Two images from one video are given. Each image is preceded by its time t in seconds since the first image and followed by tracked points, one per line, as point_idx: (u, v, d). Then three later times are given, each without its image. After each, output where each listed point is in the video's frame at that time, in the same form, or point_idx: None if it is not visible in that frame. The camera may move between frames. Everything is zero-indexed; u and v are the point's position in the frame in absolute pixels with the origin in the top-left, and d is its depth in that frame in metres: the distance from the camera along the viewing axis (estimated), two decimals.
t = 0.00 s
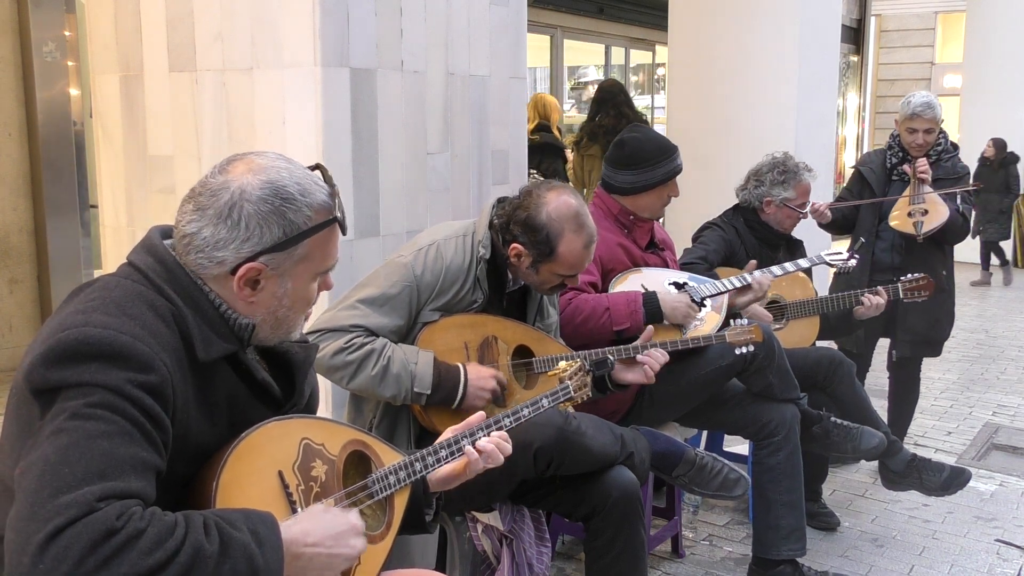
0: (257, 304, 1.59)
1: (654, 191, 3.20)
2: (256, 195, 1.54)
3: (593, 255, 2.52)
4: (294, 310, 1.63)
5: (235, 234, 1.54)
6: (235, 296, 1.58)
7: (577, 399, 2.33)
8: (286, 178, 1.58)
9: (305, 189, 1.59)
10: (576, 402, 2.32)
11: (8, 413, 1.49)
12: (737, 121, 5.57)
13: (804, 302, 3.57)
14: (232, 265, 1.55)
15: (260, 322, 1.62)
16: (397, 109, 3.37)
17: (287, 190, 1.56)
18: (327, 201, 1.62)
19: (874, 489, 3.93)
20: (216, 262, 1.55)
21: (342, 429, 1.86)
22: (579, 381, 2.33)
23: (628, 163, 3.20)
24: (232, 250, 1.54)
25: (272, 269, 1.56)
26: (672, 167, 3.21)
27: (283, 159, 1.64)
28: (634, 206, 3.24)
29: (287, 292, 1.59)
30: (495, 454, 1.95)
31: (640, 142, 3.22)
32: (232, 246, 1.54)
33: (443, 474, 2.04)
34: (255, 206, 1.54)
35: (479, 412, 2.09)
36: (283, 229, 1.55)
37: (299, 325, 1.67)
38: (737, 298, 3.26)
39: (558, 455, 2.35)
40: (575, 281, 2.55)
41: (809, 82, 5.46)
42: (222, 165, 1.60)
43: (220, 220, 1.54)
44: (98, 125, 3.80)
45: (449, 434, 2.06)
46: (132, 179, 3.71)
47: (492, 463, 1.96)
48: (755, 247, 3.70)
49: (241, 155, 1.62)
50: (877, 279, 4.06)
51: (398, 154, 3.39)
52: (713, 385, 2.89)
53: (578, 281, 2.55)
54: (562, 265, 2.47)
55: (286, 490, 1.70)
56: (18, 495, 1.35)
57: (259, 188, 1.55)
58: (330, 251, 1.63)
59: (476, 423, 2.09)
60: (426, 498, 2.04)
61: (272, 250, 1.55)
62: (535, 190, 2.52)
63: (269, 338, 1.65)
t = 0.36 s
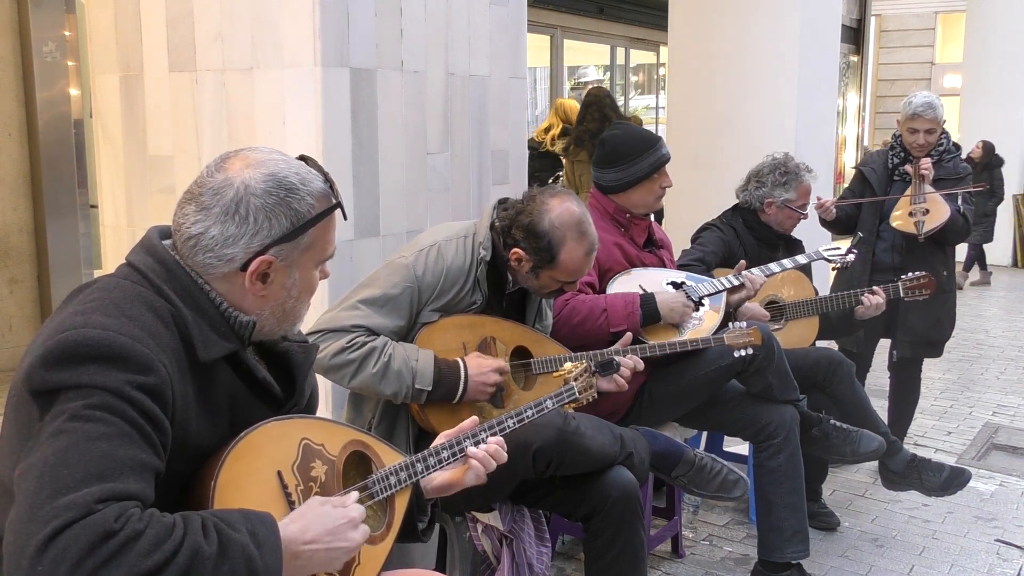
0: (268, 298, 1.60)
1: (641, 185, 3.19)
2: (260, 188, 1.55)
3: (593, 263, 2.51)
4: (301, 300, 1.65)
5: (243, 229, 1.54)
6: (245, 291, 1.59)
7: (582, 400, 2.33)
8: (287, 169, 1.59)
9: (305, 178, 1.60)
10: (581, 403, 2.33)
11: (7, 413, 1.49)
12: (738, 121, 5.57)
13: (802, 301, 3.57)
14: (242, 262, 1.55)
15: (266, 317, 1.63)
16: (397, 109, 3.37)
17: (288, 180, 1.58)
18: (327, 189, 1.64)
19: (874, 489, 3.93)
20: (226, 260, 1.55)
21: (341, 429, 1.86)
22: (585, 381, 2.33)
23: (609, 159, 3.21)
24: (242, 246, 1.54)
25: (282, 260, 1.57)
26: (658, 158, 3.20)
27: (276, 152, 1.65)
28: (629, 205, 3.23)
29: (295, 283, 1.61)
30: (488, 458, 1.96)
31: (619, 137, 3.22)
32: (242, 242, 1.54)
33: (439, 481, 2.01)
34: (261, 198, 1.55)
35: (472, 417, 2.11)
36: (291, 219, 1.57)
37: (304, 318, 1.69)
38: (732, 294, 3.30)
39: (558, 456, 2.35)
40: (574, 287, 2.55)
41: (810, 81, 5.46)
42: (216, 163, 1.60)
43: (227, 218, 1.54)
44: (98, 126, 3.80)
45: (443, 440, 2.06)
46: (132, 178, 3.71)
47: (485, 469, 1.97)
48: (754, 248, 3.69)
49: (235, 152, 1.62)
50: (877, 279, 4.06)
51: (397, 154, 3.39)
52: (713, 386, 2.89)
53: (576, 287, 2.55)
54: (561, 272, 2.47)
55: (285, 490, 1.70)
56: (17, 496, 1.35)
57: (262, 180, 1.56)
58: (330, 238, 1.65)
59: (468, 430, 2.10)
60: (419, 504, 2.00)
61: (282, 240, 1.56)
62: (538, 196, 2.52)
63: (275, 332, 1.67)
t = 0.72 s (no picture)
0: (272, 298, 1.61)
1: (629, 175, 3.18)
2: (263, 189, 1.55)
3: (590, 268, 2.51)
4: (304, 298, 1.65)
5: (248, 230, 1.54)
6: (250, 291, 1.59)
7: (579, 404, 2.31)
8: (289, 169, 1.59)
9: (307, 177, 1.60)
10: (578, 406, 2.31)
11: (8, 414, 1.49)
12: (737, 120, 5.57)
13: (804, 302, 3.57)
14: (247, 262, 1.55)
15: (270, 316, 1.63)
16: (397, 109, 3.37)
17: (290, 180, 1.58)
18: (329, 187, 1.64)
19: (873, 489, 3.94)
20: (231, 261, 1.55)
21: (342, 429, 1.86)
22: (582, 385, 2.31)
23: (592, 155, 3.24)
24: (247, 246, 1.54)
25: (286, 260, 1.57)
26: (643, 147, 3.19)
27: (276, 152, 1.64)
28: (629, 205, 3.23)
29: (299, 282, 1.61)
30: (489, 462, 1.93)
31: (599, 133, 3.25)
32: (246, 243, 1.54)
33: (437, 482, 2.01)
34: (264, 199, 1.54)
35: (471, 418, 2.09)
36: (294, 219, 1.57)
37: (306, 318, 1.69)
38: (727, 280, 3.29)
39: (558, 456, 2.35)
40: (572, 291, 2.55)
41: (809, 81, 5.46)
42: (217, 164, 1.60)
43: (231, 219, 1.54)
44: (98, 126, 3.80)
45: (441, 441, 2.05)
46: (132, 178, 3.71)
47: (485, 470, 1.95)
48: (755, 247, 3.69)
49: (236, 153, 1.62)
50: (877, 279, 4.07)
51: (398, 154, 3.39)
52: (713, 385, 2.89)
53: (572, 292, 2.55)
54: (557, 277, 2.46)
55: (287, 491, 1.70)
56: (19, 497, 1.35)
57: (265, 181, 1.56)
58: (332, 237, 1.65)
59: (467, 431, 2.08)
60: (416, 506, 1.99)
61: (285, 240, 1.56)
62: (536, 201, 2.51)
63: (277, 331, 1.67)
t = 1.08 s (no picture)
0: (269, 295, 1.60)
1: (620, 174, 3.17)
2: (264, 184, 1.56)
3: (588, 274, 2.50)
4: (302, 299, 1.65)
5: (247, 224, 1.54)
6: (247, 287, 1.59)
7: (579, 405, 2.32)
8: (292, 168, 1.60)
9: (309, 177, 1.61)
10: (578, 408, 2.31)
11: (8, 412, 1.49)
12: (737, 120, 5.57)
13: (806, 302, 3.56)
14: (244, 257, 1.55)
15: (268, 315, 1.63)
16: (397, 108, 3.37)
17: (292, 177, 1.58)
18: (331, 189, 1.65)
19: (873, 489, 3.94)
20: (229, 254, 1.55)
21: (342, 429, 1.86)
22: (582, 387, 2.32)
23: (582, 157, 3.23)
24: (245, 241, 1.54)
25: (284, 257, 1.57)
26: (631, 146, 3.17)
27: (281, 152, 1.66)
28: (628, 206, 3.23)
29: (297, 281, 1.61)
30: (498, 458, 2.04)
31: (587, 134, 3.25)
32: (245, 237, 1.54)
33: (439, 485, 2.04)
34: (265, 194, 1.55)
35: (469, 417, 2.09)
36: (294, 216, 1.57)
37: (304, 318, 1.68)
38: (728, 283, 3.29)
39: (558, 455, 2.35)
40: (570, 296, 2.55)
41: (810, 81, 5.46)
42: (222, 159, 1.61)
43: (230, 212, 1.54)
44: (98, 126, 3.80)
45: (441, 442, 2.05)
46: (132, 178, 3.71)
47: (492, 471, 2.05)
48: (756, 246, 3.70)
49: (242, 150, 1.63)
50: (877, 279, 4.07)
51: (398, 154, 3.39)
52: (713, 384, 2.89)
53: (571, 296, 2.54)
54: (554, 280, 2.47)
55: (287, 490, 1.70)
56: (19, 497, 1.35)
57: (266, 177, 1.57)
58: (333, 238, 1.66)
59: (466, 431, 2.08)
60: (418, 506, 1.99)
61: (284, 237, 1.56)
62: (537, 204, 2.51)
63: (276, 332, 1.67)
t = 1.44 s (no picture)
0: (268, 297, 1.60)
1: (620, 174, 3.18)
2: (264, 185, 1.56)
3: (586, 274, 2.50)
4: (302, 301, 1.64)
5: (247, 225, 1.54)
6: (246, 289, 1.59)
7: (576, 404, 2.30)
8: (292, 169, 1.60)
9: (309, 179, 1.61)
10: (576, 407, 2.30)
11: (8, 413, 1.49)
12: (737, 120, 5.57)
13: (801, 301, 3.56)
14: (244, 259, 1.55)
15: (268, 317, 1.63)
16: (397, 108, 3.37)
17: (292, 178, 1.58)
18: (331, 191, 1.65)
19: (873, 489, 3.94)
20: (228, 256, 1.55)
21: (342, 429, 1.86)
22: (580, 385, 2.30)
23: (583, 155, 3.23)
24: (244, 242, 1.54)
25: (283, 259, 1.57)
26: (632, 145, 3.18)
27: (282, 154, 1.66)
28: (628, 205, 3.23)
29: (296, 283, 1.61)
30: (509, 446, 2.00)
31: (587, 132, 3.26)
32: (245, 238, 1.54)
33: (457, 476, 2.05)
34: (265, 196, 1.55)
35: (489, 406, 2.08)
36: (294, 217, 1.57)
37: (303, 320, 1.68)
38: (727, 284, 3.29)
39: (558, 454, 2.35)
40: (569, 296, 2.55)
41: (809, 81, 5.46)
42: (223, 160, 1.61)
43: (230, 213, 1.54)
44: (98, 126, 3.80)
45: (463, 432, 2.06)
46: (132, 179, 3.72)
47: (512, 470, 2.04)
48: (754, 245, 3.69)
49: (243, 151, 1.63)
50: (876, 278, 4.07)
51: (398, 154, 3.39)
52: (713, 384, 2.89)
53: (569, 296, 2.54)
54: (552, 281, 2.46)
55: (287, 490, 1.70)
56: (19, 497, 1.35)
57: (267, 178, 1.57)
58: (332, 241, 1.65)
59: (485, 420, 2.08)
60: (417, 502, 2.02)
61: (283, 239, 1.56)
62: (535, 204, 2.51)
63: (276, 334, 1.67)
